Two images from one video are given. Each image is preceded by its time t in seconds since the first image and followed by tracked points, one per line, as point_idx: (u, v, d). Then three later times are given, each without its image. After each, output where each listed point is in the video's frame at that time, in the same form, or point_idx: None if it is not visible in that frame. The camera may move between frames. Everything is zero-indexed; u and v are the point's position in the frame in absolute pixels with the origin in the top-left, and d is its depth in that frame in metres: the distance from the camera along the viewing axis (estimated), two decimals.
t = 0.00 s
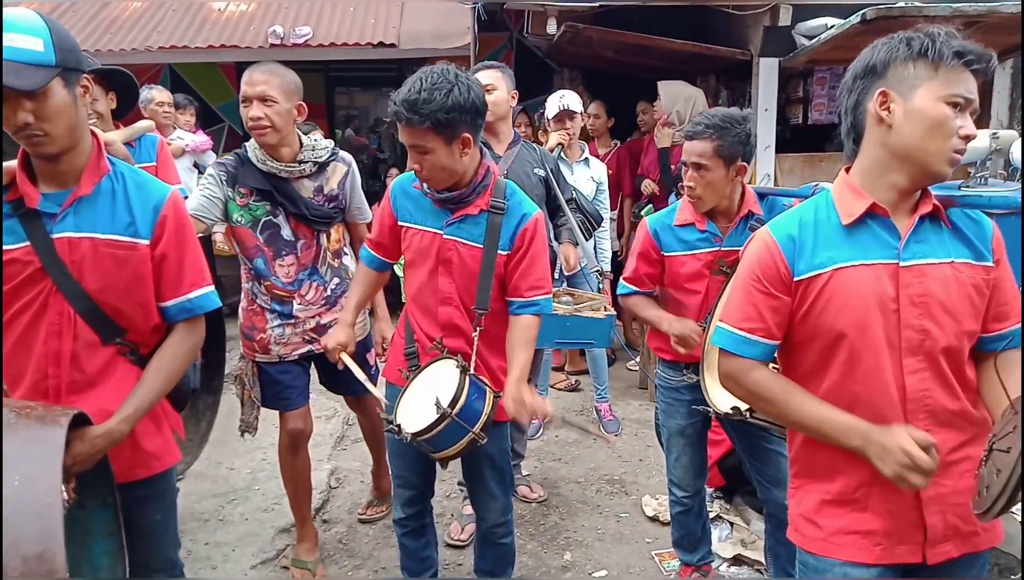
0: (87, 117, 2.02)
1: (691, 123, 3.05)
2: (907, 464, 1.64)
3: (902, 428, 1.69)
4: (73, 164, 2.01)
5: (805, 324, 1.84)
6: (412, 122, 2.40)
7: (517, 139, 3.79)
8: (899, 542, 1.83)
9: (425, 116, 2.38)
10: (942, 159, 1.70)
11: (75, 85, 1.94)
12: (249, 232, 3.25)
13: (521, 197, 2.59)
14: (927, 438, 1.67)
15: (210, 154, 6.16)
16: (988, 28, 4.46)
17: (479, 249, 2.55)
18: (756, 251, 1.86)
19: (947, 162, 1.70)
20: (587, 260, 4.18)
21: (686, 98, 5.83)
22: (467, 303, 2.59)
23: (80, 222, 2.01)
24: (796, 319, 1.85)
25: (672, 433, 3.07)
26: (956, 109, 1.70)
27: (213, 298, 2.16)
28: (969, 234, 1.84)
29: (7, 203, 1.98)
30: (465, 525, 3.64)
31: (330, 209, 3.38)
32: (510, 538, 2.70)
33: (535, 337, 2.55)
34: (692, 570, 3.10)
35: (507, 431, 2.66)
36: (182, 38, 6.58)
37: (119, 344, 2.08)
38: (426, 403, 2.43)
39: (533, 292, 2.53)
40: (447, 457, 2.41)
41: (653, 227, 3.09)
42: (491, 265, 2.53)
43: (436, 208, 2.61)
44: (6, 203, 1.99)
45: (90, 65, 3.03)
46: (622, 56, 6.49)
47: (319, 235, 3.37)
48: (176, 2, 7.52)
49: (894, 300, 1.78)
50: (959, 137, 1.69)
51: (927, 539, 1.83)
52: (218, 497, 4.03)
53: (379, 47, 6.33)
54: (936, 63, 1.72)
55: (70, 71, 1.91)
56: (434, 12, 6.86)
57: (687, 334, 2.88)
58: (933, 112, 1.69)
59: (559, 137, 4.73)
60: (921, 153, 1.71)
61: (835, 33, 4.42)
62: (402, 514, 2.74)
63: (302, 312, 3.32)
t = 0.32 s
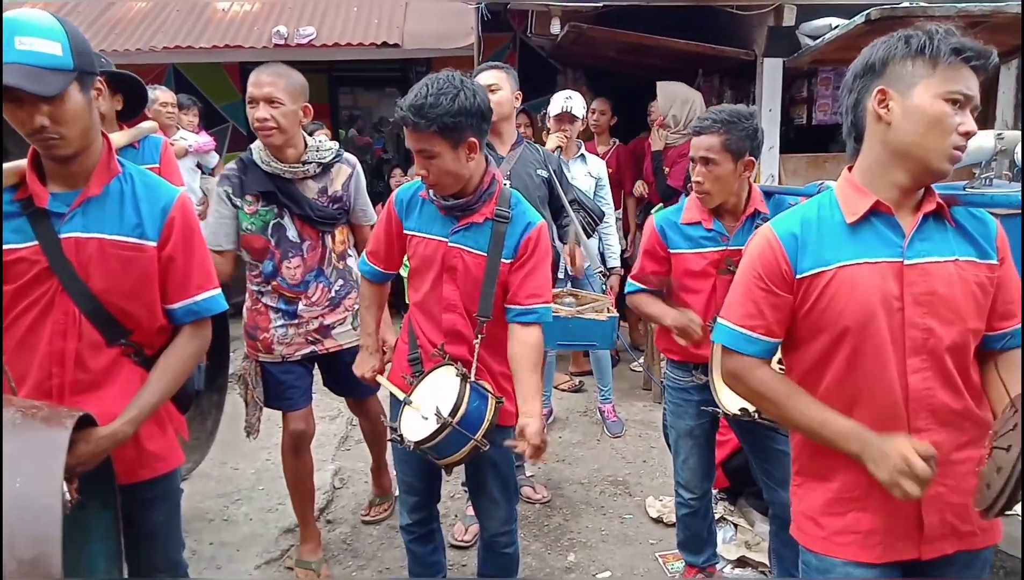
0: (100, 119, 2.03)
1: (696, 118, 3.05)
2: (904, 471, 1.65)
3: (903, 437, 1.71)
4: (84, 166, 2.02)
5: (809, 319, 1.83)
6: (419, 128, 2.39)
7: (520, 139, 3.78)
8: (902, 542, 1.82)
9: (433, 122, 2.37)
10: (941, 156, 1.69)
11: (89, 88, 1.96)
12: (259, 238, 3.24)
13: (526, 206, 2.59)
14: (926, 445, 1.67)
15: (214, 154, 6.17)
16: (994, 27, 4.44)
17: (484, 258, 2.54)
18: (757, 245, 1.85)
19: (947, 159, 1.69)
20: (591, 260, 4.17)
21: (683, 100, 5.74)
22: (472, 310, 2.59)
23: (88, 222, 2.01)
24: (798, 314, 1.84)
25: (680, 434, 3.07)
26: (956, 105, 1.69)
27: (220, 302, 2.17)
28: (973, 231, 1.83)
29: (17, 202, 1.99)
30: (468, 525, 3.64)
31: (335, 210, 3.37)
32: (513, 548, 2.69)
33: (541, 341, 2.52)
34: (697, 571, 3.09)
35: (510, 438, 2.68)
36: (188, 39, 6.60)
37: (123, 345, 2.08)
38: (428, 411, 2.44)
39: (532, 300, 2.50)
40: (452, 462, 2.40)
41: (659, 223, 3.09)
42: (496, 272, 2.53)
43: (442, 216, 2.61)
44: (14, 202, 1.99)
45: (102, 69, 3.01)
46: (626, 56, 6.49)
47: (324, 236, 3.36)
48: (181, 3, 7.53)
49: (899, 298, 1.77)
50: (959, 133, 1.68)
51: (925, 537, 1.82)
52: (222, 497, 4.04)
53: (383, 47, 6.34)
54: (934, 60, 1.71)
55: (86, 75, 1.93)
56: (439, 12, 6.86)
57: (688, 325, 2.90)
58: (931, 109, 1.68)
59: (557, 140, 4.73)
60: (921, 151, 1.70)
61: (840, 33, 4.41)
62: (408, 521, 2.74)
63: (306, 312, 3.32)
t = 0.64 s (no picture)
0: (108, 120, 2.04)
1: (706, 115, 3.10)
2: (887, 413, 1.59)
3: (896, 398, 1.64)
4: (92, 167, 2.02)
5: (817, 321, 1.83)
6: (432, 117, 2.40)
7: (524, 141, 3.79)
8: (907, 543, 1.82)
9: (446, 111, 2.40)
10: (945, 156, 1.69)
11: (99, 89, 1.97)
12: (290, 239, 3.39)
13: (529, 204, 2.60)
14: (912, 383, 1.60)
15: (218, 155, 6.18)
16: (999, 29, 4.43)
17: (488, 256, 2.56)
18: (762, 245, 1.86)
19: (952, 159, 1.69)
20: (596, 262, 4.17)
21: (688, 96, 5.71)
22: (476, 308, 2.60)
23: (97, 222, 2.02)
24: (807, 315, 1.84)
25: (687, 432, 3.07)
26: (959, 105, 1.69)
27: (228, 301, 2.17)
28: (982, 229, 1.83)
29: (26, 202, 2.00)
30: (472, 526, 3.64)
31: (356, 215, 3.38)
32: (515, 547, 2.69)
33: (558, 333, 2.63)
34: (700, 570, 3.10)
35: (512, 437, 2.68)
36: (192, 40, 6.61)
37: (131, 345, 2.09)
38: (435, 405, 2.44)
39: (550, 295, 2.58)
40: (454, 461, 2.41)
41: (668, 220, 3.11)
42: (499, 270, 2.54)
43: (444, 215, 2.62)
44: (23, 202, 2.00)
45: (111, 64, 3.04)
46: (630, 57, 6.50)
47: (345, 238, 3.40)
48: (186, 4, 7.55)
49: (909, 298, 1.77)
50: (962, 133, 1.67)
51: (930, 537, 1.82)
52: (226, 497, 4.04)
53: (387, 48, 6.35)
54: (935, 60, 1.72)
55: (95, 76, 1.93)
56: (443, 14, 6.87)
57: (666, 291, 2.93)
58: (933, 109, 1.68)
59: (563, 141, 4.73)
60: (924, 151, 1.70)
61: (845, 34, 4.41)
62: (413, 520, 2.74)
63: (324, 309, 3.35)
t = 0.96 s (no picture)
0: (98, 116, 2.02)
1: (706, 116, 3.11)
2: (921, 486, 1.64)
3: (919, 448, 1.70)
4: (85, 163, 2.02)
5: (814, 323, 1.83)
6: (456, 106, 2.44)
7: (524, 138, 3.77)
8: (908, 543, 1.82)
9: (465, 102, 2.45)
10: (946, 155, 1.68)
11: (85, 85, 1.95)
12: (305, 220, 3.61)
13: (522, 196, 2.62)
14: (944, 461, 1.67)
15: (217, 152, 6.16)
16: (1000, 24, 4.40)
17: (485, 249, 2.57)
18: (766, 249, 1.84)
19: (952, 158, 1.68)
20: (595, 260, 4.16)
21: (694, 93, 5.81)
22: (475, 304, 2.60)
23: (91, 220, 2.01)
24: (806, 319, 1.83)
25: (687, 432, 3.06)
26: (960, 103, 1.68)
27: (224, 299, 2.16)
28: (979, 232, 1.82)
29: (21, 199, 1.99)
30: (471, 523, 3.64)
31: (359, 204, 3.46)
32: (514, 544, 2.69)
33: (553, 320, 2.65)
34: (700, 570, 3.08)
35: (512, 432, 2.67)
36: (190, 36, 6.60)
37: (127, 343, 2.08)
38: (437, 402, 2.42)
39: (545, 283, 2.62)
40: (458, 457, 2.40)
41: (670, 230, 3.04)
42: (497, 261, 2.56)
43: (439, 214, 2.61)
44: (18, 200, 2.00)
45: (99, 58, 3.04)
46: (629, 53, 6.48)
47: (348, 225, 3.51)
48: None
49: (905, 300, 1.76)
50: (963, 131, 1.67)
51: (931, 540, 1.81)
52: (225, 494, 4.04)
53: (386, 45, 6.33)
54: (937, 57, 1.71)
55: (79, 70, 1.91)
56: (442, 10, 6.85)
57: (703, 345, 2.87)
58: (934, 107, 1.68)
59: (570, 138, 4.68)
60: (925, 150, 1.70)
61: (845, 30, 4.39)
62: (413, 520, 2.74)
63: (325, 290, 3.54)
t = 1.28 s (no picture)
0: (86, 121, 2.01)
1: (703, 126, 3.12)
2: (903, 474, 1.62)
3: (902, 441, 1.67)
4: (78, 167, 2.02)
5: (815, 328, 1.84)
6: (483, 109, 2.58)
7: (524, 143, 3.78)
8: (912, 546, 1.82)
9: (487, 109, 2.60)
10: (940, 154, 1.69)
11: (66, 89, 1.93)
12: (297, 222, 3.68)
13: (508, 200, 2.66)
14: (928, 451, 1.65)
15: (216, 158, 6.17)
16: (997, 29, 4.41)
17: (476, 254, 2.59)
18: (762, 251, 1.85)
19: (947, 157, 1.69)
20: (594, 264, 4.17)
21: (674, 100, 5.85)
22: (468, 309, 2.61)
23: (91, 225, 2.01)
24: (805, 320, 1.84)
25: (680, 433, 3.06)
26: (952, 103, 1.69)
27: (224, 301, 2.17)
28: (979, 229, 1.82)
29: (22, 206, 2.00)
30: (470, 528, 3.63)
31: (342, 201, 3.49)
32: (512, 551, 2.69)
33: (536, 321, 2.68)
34: (699, 573, 3.08)
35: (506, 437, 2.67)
36: (190, 42, 6.61)
37: (128, 348, 2.09)
38: (434, 406, 2.43)
39: (530, 285, 2.65)
40: (457, 462, 2.41)
41: (671, 242, 3.04)
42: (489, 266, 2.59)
43: (427, 222, 2.62)
44: (19, 206, 2.00)
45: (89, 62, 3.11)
46: (628, 59, 6.49)
47: (333, 224, 3.55)
48: (184, 6, 7.55)
49: (907, 300, 1.77)
50: (957, 130, 1.67)
51: (935, 542, 1.81)
52: (224, 500, 4.04)
53: (385, 50, 6.34)
54: (927, 57, 1.71)
55: (56, 75, 1.89)
56: (441, 16, 6.87)
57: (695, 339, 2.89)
58: (926, 108, 1.69)
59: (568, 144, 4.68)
60: (917, 151, 1.71)
61: (842, 35, 4.40)
62: (411, 526, 2.73)
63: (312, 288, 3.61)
